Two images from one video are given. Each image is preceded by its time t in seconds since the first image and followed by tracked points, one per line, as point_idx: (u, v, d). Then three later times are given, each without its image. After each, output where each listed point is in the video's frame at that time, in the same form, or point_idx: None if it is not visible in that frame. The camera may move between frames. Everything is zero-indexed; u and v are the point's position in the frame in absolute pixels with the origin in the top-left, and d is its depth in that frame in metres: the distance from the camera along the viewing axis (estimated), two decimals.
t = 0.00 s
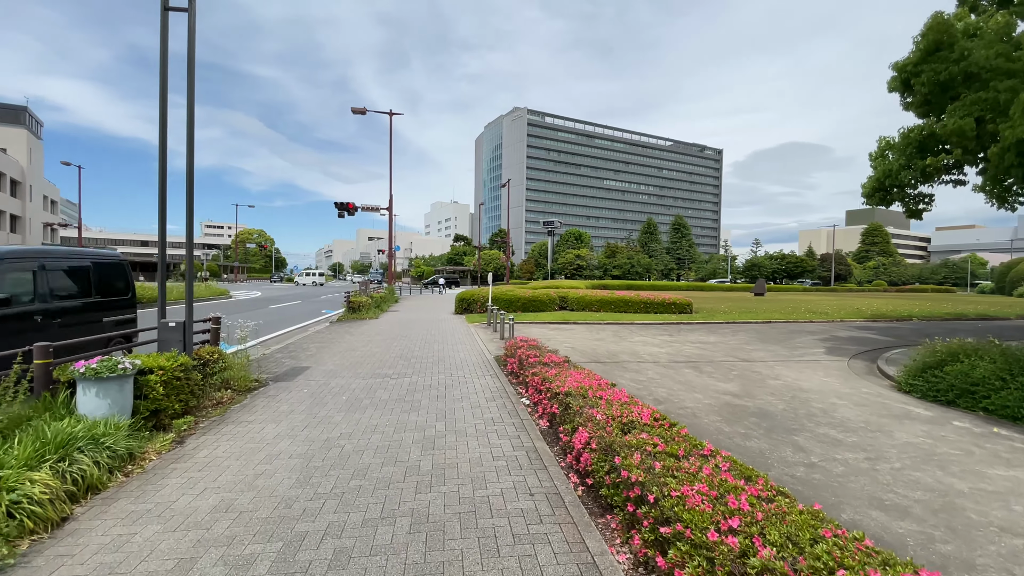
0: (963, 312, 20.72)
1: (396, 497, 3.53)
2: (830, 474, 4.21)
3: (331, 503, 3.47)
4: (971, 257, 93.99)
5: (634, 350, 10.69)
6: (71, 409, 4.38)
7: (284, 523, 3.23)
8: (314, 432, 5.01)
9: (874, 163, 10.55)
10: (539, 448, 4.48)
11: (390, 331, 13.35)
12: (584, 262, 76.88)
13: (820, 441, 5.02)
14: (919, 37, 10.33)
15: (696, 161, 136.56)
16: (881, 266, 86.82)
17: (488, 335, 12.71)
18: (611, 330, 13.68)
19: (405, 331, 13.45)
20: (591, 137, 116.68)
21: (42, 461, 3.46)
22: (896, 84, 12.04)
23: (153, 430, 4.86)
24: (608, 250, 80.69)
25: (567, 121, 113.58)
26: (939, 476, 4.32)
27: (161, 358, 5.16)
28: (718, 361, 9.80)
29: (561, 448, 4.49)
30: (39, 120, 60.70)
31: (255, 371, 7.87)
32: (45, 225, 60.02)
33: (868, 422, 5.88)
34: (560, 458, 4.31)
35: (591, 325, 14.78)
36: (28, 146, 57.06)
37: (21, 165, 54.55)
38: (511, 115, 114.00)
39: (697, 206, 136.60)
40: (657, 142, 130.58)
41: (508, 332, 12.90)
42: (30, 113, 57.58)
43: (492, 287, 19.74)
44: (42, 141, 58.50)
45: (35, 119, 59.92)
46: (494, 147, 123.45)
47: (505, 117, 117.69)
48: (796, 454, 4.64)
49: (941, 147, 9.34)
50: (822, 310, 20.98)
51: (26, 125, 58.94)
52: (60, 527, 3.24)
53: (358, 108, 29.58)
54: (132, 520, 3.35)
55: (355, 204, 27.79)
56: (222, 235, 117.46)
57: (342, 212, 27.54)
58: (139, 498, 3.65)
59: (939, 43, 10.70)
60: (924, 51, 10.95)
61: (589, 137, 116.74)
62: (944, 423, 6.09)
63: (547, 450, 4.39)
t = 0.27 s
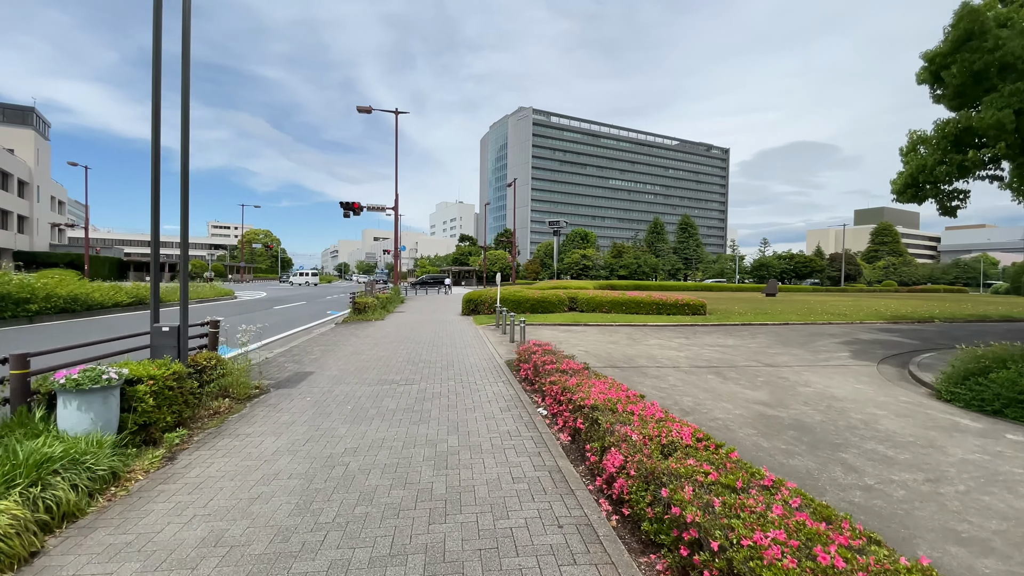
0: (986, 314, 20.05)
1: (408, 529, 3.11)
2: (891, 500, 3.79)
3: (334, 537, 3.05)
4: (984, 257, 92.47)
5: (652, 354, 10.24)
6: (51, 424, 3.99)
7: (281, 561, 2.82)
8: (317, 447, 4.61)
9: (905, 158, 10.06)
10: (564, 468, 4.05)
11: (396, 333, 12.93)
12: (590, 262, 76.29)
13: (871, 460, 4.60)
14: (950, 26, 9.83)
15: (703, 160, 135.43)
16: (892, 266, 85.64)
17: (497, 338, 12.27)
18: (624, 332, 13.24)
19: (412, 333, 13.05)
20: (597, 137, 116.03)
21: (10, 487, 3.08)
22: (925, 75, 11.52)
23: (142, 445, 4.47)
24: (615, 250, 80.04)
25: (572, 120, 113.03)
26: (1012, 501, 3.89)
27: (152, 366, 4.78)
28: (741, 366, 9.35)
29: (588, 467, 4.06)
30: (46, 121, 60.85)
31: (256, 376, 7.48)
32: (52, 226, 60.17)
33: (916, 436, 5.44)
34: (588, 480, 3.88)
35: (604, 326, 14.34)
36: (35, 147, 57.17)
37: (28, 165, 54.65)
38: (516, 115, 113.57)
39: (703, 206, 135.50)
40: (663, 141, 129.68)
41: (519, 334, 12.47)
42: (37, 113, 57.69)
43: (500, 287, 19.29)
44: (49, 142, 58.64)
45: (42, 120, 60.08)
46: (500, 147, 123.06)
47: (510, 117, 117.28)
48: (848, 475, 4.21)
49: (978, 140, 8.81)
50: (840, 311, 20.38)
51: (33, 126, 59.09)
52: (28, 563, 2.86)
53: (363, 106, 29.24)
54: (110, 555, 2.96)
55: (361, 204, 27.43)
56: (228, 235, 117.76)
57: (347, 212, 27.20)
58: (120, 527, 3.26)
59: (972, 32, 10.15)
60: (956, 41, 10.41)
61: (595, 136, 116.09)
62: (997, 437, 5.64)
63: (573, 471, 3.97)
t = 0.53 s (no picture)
0: (1009, 315, 19.38)
1: (416, 564, 2.69)
2: (963, 525, 3.35)
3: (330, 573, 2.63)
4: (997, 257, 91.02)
5: (668, 357, 9.78)
6: (22, 436, 3.62)
7: None
8: (315, 459, 4.21)
9: (937, 149, 9.56)
10: (588, 486, 3.62)
11: (400, 334, 12.50)
12: (596, 261, 75.76)
13: (927, 477, 4.16)
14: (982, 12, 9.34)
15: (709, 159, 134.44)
16: (903, 266, 84.51)
17: (505, 338, 11.82)
18: (637, 333, 12.79)
19: (417, 333, 12.64)
20: (602, 136, 115.41)
21: None
22: (954, 65, 11.01)
23: (123, 457, 4.08)
24: (621, 250, 79.49)
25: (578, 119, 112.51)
26: None
27: (137, 371, 4.39)
28: (763, 369, 8.90)
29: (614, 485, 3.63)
30: (54, 122, 61.15)
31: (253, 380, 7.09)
32: (60, 226, 60.45)
33: (969, 448, 4.99)
34: (616, 500, 3.45)
35: (615, 327, 13.89)
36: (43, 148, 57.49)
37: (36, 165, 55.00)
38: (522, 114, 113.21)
39: (710, 205, 134.55)
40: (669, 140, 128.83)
41: (527, 335, 12.03)
42: (45, 114, 58.03)
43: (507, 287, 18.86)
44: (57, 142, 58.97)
45: (50, 120, 60.45)
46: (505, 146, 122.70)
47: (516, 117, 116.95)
48: (906, 495, 3.78)
49: (1016, 130, 8.32)
50: (857, 311, 19.77)
51: (40, 127, 59.51)
52: None
53: (369, 104, 28.94)
54: None
55: (366, 203, 27.10)
56: (234, 235, 118.10)
57: (352, 212, 26.91)
58: (90, 556, 2.87)
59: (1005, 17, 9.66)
60: (987, 29, 9.91)
61: (601, 135, 115.47)
62: None
63: (599, 490, 3.53)
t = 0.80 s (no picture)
0: None
1: None
2: None
3: None
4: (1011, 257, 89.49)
5: (686, 362, 9.30)
6: None
7: None
8: (310, 483, 3.79)
9: (971, 144, 9.04)
10: (617, 519, 3.18)
11: (405, 337, 12.06)
12: (602, 262, 75.20)
13: (997, 507, 3.71)
14: None
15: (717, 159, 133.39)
16: (914, 266, 83.28)
17: (514, 342, 11.37)
18: (651, 336, 12.31)
19: (422, 336, 12.21)
20: (609, 135, 114.73)
21: None
22: (987, 55, 10.47)
23: (99, 481, 3.69)
24: (628, 250, 78.81)
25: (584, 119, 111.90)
26: None
27: (116, 385, 3.99)
28: (788, 376, 8.42)
29: (646, 518, 3.20)
30: (62, 123, 61.47)
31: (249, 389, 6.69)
32: (68, 226, 60.68)
33: None
34: (650, 536, 3.02)
35: (627, 329, 13.42)
36: (50, 149, 57.58)
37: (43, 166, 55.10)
38: (528, 113, 112.74)
39: (718, 205, 133.47)
40: (676, 140, 127.88)
41: (537, 338, 11.57)
42: (52, 115, 58.16)
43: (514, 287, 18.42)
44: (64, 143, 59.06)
45: (57, 121, 60.60)
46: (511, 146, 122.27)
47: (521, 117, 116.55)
48: (979, 531, 3.33)
49: None
50: (875, 313, 19.18)
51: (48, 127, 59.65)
52: None
53: (373, 103, 28.59)
54: None
55: (371, 202, 26.74)
56: (241, 236, 118.46)
57: (357, 212, 26.56)
58: None
59: None
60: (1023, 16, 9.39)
61: (607, 135, 114.79)
62: None
63: (630, 525, 3.10)
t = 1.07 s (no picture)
0: None
1: None
2: None
3: None
4: None
5: (708, 366, 8.81)
6: None
7: None
8: (306, 505, 3.38)
9: (1011, 135, 8.51)
10: (658, 553, 2.74)
11: (411, 338, 11.64)
12: (609, 261, 74.59)
13: None
14: None
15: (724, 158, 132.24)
16: (925, 266, 81.89)
17: (523, 343, 10.88)
18: (666, 338, 11.82)
19: (430, 337, 11.82)
20: (615, 134, 114.02)
21: None
22: None
23: (72, 502, 3.30)
24: (635, 250, 78.15)
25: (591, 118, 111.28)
26: None
27: (93, 394, 3.60)
28: (818, 381, 7.93)
29: (691, 551, 2.76)
30: (70, 123, 61.94)
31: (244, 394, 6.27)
32: (76, 227, 61.04)
33: None
34: None
35: (641, 330, 12.94)
36: (58, 149, 57.90)
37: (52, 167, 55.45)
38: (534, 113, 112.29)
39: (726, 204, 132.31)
40: (683, 139, 126.91)
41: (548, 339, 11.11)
42: (61, 116, 58.53)
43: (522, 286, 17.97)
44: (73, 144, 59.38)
45: (66, 122, 60.98)
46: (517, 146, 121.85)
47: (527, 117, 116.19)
48: None
49: None
50: (896, 313, 18.54)
51: (57, 129, 60.04)
52: None
53: (379, 102, 28.29)
54: None
55: (377, 201, 26.42)
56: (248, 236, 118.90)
57: (363, 211, 26.24)
58: None
59: None
60: None
61: (614, 134, 114.06)
62: None
63: (675, 561, 2.66)
